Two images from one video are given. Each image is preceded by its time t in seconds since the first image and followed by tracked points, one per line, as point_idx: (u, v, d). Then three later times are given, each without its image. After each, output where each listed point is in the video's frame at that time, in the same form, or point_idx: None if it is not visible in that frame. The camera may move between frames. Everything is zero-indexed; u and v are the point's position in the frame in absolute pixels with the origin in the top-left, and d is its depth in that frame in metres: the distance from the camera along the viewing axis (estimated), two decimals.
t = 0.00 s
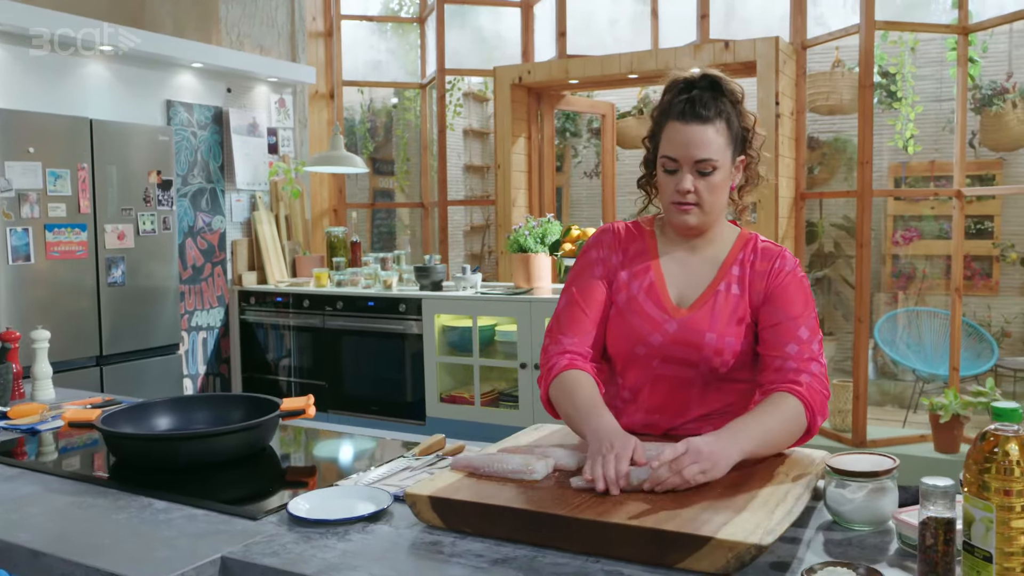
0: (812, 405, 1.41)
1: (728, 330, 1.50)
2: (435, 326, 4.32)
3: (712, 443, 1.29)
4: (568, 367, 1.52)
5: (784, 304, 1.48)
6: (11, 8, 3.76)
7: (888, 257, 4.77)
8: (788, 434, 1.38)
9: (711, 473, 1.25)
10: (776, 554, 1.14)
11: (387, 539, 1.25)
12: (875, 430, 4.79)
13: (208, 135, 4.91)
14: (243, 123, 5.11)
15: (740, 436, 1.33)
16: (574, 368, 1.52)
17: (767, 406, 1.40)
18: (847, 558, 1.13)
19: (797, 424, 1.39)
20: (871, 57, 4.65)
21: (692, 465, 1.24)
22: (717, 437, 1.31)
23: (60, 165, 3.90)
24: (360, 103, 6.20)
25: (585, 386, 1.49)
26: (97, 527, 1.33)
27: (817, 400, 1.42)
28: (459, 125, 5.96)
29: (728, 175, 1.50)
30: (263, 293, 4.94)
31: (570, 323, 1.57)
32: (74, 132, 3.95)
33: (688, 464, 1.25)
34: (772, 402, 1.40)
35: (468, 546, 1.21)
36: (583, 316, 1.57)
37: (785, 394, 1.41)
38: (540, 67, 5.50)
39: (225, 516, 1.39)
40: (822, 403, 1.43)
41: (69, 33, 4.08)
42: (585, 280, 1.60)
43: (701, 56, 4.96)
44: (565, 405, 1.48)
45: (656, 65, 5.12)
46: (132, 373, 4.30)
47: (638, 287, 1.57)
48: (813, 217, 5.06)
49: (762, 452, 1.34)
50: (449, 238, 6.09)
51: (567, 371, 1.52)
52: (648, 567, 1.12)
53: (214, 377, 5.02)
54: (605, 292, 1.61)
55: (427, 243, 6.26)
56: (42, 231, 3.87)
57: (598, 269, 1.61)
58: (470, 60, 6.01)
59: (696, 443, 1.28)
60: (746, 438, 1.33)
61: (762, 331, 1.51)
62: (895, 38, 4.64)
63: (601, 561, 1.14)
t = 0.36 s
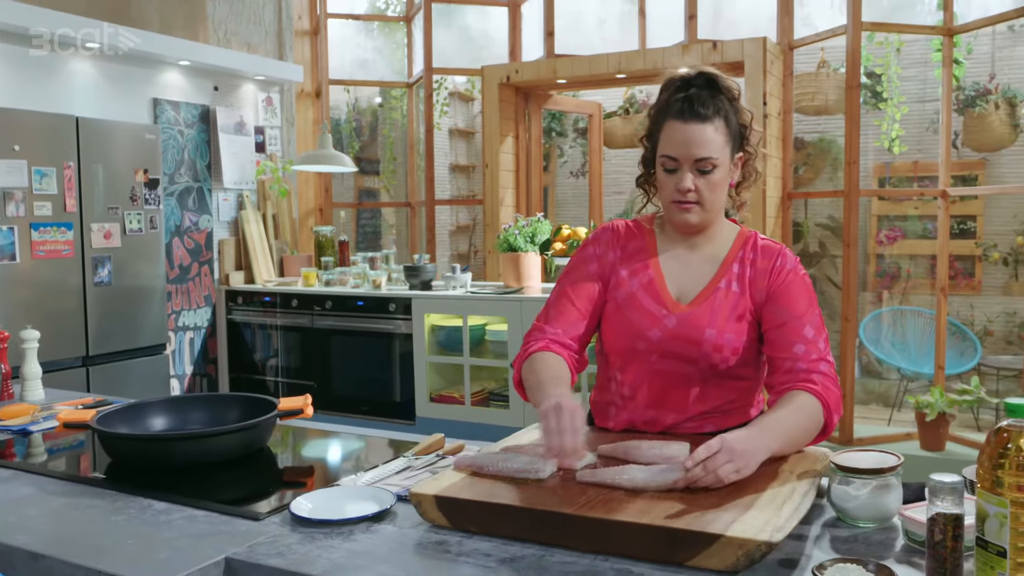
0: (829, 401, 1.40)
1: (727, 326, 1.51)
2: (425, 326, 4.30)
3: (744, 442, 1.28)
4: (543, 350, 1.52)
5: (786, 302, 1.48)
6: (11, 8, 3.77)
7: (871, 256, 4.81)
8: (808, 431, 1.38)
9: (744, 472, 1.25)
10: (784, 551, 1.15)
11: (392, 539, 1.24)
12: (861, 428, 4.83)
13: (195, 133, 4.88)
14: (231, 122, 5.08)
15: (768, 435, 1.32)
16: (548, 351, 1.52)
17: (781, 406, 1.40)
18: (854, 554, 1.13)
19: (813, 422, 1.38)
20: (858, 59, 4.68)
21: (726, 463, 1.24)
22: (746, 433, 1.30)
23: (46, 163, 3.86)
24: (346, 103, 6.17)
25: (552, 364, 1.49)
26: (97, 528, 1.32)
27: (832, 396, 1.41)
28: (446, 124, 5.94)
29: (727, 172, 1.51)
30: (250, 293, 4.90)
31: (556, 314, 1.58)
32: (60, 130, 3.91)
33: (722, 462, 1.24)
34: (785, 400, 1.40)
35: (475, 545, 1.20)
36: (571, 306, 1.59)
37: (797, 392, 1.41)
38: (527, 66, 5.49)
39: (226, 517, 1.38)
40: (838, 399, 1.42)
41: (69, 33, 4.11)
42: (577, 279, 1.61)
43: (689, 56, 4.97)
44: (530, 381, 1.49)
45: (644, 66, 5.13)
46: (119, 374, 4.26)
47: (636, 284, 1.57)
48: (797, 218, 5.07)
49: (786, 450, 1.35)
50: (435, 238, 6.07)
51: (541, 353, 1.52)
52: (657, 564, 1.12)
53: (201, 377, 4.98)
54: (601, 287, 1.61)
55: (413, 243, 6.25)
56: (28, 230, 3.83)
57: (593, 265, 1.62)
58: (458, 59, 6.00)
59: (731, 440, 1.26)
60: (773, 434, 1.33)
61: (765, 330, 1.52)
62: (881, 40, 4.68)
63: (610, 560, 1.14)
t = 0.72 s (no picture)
0: (817, 398, 1.42)
1: (726, 323, 1.52)
2: (410, 324, 4.29)
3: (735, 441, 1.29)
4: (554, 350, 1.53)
5: (782, 299, 1.50)
6: None
7: (850, 255, 4.87)
8: (796, 428, 1.39)
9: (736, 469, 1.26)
10: (785, 545, 1.16)
11: (395, 536, 1.24)
12: (842, 425, 4.87)
13: (177, 131, 4.85)
14: (213, 120, 5.05)
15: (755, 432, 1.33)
16: (559, 351, 1.53)
17: (773, 401, 1.42)
18: (854, 547, 1.14)
19: (802, 418, 1.40)
20: (839, 60, 4.74)
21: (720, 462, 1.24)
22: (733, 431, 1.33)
23: (27, 161, 3.81)
24: (329, 101, 6.15)
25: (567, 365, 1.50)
26: (93, 528, 1.30)
27: (821, 395, 1.43)
28: (429, 123, 5.94)
29: (725, 168, 1.52)
30: (234, 292, 4.87)
31: (561, 311, 1.57)
32: (42, 126, 3.87)
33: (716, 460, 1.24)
34: (777, 396, 1.42)
35: (478, 542, 1.20)
36: (571, 303, 1.59)
37: (790, 388, 1.43)
38: (511, 65, 5.49)
39: (225, 515, 1.37)
40: (826, 398, 1.44)
41: (70, 33, 4.16)
42: (578, 272, 1.61)
43: (672, 55, 5.00)
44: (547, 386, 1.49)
45: (628, 65, 5.15)
46: (101, 374, 4.22)
47: (635, 281, 1.57)
48: (778, 217, 5.11)
49: (775, 446, 1.36)
50: (418, 237, 6.06)
51: (553, 355, 1.52)
52: (661, 558, 1.12)
53: (184, 377, 4.95)
54: (601, 284, 1.62)
55: (395, 241, 6.23)
56: (9, 228, 3.77)
57: (595, 262, 1.61)
58: (441, 58, 5.99)
59: (721, 438, 1.28)
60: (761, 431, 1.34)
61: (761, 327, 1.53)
62: (861, 41, 4.74)
63: (614, 554, 1.14)
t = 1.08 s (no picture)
0: (808, 391, 1.45)
1: (721, 317, 1.53)
2: (396, 323, 4.28)
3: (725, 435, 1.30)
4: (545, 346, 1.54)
5: (774, 292, 1.52)
6: None
7: (831, 253, 4.92)
8: (787, 419, 1.41)
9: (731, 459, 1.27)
10: (786, 536, 1.17)
11: (396, 530, 1.24)
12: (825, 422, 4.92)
13: (159, 128, 4.82)
14: (196, 117, 5.02)
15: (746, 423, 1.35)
16: (550, 346, 1.54)
17: (765, 393, 1.43)
18: (853, 537, 1.16)
19: (793, 410, 1.42)
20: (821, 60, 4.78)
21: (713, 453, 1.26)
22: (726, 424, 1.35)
23: (8, 157, 3.77)
24: (311, 99, 6.12)
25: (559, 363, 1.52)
26: (91, 525, 1.29)
27: (813, 387, 1.45)
28: (412, 122, 5.93)
29: (716, 163, 1.52)
30: (217, 291, 4.84)
31: (552, 309, 1.59)
32: (23, 123, 3.82)
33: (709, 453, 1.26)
34: (770, 388, 1.43)
35: (481, 535, 1.21)
36: (566, 300, 1.59)
37: (782, 380, 1.44)
38: (495, 64, 5.48)
39: (223, 511, 1.36)
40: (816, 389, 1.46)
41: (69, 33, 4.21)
42: (573, 269, 1.62)
43: (656, 54, 5.03)
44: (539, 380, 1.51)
45: (611, 63, 5.16)
46: (83, 373, 4.18)
47: (631, 277, 1.58)
48: (760, 215, 5.15)
49: (766, 437, 1.38)
50: (400, 236, 6.04)
51: (543, 349, 1.54)
52: (664, 550, 1.13)
53: (167, 376, 4.92)
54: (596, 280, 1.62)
55: (378, 240, 6.21)
56: None
57: (587, 259, 1.62)
58: (424, 57, 5.98)
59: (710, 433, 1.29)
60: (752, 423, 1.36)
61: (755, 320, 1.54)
62: (842, 41, 4.79)
63: (617, 546, 1.15)
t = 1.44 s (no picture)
0: (802, 365, 1.43)
1: (713, 306, 1.54)
2: (390, 321, 4.28)
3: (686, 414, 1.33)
4: (542, 336, 1.55)
5: (767, 276, 1.52)
6: None
7: (822, 253, 4.95)
8: (779, 396, 1.40)
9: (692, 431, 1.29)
10: (793, 527, 1.18)
11: (403, 525, 1.24)
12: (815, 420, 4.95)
13: (151, 126, 4.80)
14: (187, 115, 5.00)
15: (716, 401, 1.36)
16: (548, 336, 1.55)
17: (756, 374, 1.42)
18: (859, 529, 1.17)
19: (784, 388, 1.40)
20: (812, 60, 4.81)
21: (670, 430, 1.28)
22: (688, 409, 1.36)
23: None
24: (302, 97, 6.10)
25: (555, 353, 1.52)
26: (95, 521, 1.29)
27: (803, 358, 1.43)
28: (404, 121, 5.92)
29: (708, 158, 1.53)
30: (209, 289, 4.83)
31: (552, 302, 1.59)
32: (15, 120, 3.80)
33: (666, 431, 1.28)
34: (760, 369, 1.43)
35: (488, 529, 1.21)
36: (563, 291, 1.60)
37: (773, 361, 1.43)
38: (487, 63, 5.48)
39: (228, 507, 1.36)
40: (811, 360, 1.44)
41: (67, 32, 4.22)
42: (570, 263, 1.63)
43: (648, 54, 5.04)
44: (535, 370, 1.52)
45: (603, 62, 5.17)
46: (75, 372, 4.15)
47: (625, 269, 1.59)
48: (751, 214, 5.18)
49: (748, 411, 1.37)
50: (391, 235, 6.04)
51: (541, 339, 1.55)
52: (672, 542, 1.14)
53: (158, 375, 4.90)
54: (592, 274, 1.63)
55: (369, 238, 6.20)
56: None
57: (585, 252, 1.63)
58: (415, 56, 5.97)
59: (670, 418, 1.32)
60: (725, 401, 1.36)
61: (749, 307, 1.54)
62: (833, 41, 4.80)
63: (624, 539, 1.16)
